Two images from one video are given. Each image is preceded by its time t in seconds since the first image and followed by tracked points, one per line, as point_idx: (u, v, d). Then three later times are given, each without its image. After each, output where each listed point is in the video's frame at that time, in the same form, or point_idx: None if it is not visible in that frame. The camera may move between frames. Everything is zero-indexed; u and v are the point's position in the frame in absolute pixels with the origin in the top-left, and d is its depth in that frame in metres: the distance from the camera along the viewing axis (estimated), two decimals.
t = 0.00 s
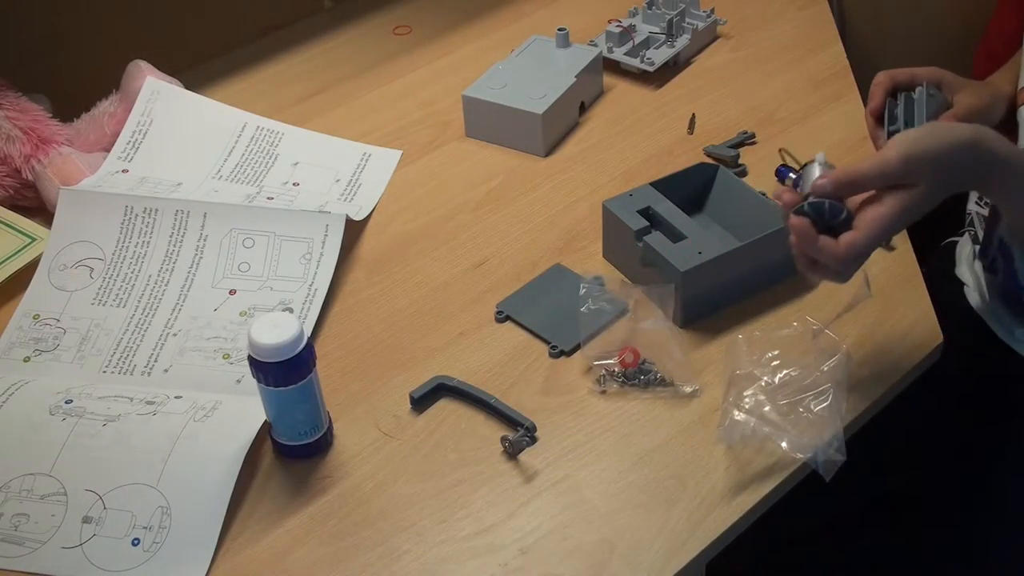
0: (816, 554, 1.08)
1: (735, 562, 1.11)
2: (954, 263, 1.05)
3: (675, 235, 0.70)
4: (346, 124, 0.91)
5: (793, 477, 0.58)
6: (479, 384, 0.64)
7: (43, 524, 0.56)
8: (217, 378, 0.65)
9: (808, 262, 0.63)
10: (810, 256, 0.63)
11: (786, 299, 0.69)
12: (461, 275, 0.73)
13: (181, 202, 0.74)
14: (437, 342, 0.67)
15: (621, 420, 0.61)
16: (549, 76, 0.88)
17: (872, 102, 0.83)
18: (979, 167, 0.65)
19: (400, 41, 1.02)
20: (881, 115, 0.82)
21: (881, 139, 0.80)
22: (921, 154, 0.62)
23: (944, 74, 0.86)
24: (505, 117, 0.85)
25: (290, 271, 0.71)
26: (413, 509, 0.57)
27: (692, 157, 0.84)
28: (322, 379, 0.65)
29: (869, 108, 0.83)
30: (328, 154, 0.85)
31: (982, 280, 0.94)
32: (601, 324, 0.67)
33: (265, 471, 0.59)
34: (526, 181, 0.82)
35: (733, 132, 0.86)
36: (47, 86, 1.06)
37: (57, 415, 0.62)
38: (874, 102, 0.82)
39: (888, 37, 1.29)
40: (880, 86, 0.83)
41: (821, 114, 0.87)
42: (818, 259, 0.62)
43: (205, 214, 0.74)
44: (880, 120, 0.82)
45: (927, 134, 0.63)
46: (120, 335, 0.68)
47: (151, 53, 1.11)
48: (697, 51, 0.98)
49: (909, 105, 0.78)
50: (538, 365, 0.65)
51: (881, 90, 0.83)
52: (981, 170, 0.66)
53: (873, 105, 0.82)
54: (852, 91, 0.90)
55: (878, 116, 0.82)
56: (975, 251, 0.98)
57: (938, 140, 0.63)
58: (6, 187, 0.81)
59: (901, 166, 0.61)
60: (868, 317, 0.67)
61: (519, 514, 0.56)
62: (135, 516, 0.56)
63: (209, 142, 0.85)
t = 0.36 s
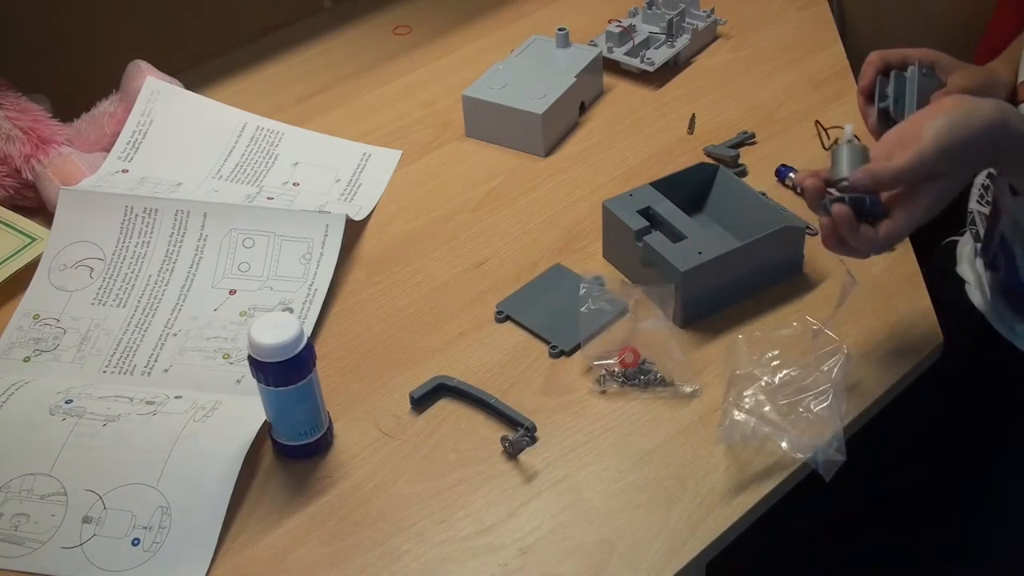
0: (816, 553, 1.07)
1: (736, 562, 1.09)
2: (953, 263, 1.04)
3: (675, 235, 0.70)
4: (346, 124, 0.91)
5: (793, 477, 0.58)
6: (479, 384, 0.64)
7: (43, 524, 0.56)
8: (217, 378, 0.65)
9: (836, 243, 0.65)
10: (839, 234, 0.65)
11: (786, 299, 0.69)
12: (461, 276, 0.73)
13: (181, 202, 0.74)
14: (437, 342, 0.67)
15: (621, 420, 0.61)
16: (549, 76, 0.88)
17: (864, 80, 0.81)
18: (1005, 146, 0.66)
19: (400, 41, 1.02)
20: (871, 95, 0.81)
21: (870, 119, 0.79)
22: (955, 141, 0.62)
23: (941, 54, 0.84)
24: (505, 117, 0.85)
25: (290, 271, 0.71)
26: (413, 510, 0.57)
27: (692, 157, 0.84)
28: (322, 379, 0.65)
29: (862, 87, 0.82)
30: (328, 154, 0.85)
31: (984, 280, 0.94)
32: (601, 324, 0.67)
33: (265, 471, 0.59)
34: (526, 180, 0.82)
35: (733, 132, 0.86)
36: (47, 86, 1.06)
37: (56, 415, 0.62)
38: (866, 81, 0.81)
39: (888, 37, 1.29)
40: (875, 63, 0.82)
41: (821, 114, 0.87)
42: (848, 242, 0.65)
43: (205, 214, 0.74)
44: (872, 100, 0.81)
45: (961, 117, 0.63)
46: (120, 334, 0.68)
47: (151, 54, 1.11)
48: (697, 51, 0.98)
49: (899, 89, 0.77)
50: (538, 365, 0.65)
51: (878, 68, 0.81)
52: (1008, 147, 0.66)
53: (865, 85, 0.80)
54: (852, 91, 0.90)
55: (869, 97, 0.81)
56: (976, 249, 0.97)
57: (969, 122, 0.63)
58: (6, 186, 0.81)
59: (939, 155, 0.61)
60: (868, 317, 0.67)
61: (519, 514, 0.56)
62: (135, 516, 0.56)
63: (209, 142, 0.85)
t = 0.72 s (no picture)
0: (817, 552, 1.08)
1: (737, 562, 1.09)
2: (954, 262, 1.03)
3: (675, 235, 0.70)
4: (346, 124, 0.91)
5: (793, 477, 0.58)
6: (479, 384, 0.64)
7: (43, 524, 0.56)
8: (217, 378, 0.65)
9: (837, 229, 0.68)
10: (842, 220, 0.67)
11: (786, 299, 0.69)
12: (460, 276, 0.73)
13: (181, 202, 0.74)
14: (437, 341, 0.67)
15: (621, 420, 0.61)
16: (550, 76, 0.88)
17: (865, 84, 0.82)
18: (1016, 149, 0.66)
19: (400, 41, 1.02)
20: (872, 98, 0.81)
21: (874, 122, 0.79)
22: (961, 145, 0.62)
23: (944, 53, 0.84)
24: (505, 118, 0.85)
25: (290, 271, 0.71)
26: (413, 510, 0.57)
27: (692, 157, 0.84)
28: (322, 380, 0.65)
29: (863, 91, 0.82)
30: (328, 154, 0.85)
31: (985, 278, 0.94)
32: (601, 324, 0.67)
33: (266, 471, 0.59)
34: (526, 180, 0.82)
35: (733, 132, 0.86)
36: (48, 86, 1.06)
37: (57, 415, 0.63)
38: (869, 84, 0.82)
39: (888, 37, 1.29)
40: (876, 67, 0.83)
41: (821, 114, 0.87)
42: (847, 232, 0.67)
43: (205, 214, 0.74)
44: (874, 103, 0.82)
45: (965, 122, 0.64)
46: (120, 334, 0.68)
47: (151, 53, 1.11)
48: (697, 51, 0.98)
49: (900, 89, 0.77)
50: (538, 365, 0.65)
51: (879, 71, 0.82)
52: (1017, 151, 0.67)
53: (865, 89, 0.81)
54: (852, 91, 0.90)
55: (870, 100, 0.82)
56: (978, 249, 0.96)
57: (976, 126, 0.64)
58: (6, 186, 0.81)
59: (943, 160, 0.62)
60: (869, 317, 0.67)
61: (519, 514, 0.56)
62: (135, 516, 0.56)
63: (209, 142, 0.85)
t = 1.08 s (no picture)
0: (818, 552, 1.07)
1: (737, 561, 1.09)
2: (954, 262, 1.03)
3: (675, 235, 0.70)
4: (346, 124, 0.91)
5: (793, 477, 0.58)
6: (479, 384, 0.64)
7: (43, 524, 0.56)
8: (217, 378, 0.65)
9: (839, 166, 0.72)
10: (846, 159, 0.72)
11: (785, 299, 0.69)
12: (460, 276, 0.73)
13: (181, 202, 0.74)
14: (437, 342, 0.67)
15: (621, 420, 0.61)
16: (550, 76, 0.88)
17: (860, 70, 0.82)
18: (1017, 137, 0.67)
19: (400, 42, 1.02)
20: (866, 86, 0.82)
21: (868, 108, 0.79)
22: (963, 134, 0.64)
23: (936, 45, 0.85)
24: (505, 118, 0.85)
25: (290, 271, 0.71)
26: (414, 510, 0.57)
27: (692, 157, 0.84)
28: (321, 379, 0.65)
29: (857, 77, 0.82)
30: (328, 154, 0.85)
31: (985, 276, 0.94)
32: (601, 324, 0.67)
33: (265, 471, 0.59)
34: (526, 181, 0.82)
35: (733, 132, 0.86)
36: (48, 87, 1.06)
37: (57, 415, 0.62)
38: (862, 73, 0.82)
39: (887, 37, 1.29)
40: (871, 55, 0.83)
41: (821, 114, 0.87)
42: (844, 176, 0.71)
43: (205, 214, 0.74)
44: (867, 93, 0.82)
45: (969, 110, 0.65)
46: (120, 334, 0.68)
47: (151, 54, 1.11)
48: (697, 51, 0.98)
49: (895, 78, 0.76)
50: (538, 365, 0.65)
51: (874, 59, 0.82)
52: (1018, 139, 0.68)
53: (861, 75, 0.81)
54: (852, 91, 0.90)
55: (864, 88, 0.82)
56: (978, 248, 0.96)
57: (976, 114, 0.65)
58: (6, 186, 0.81)
59: (943, 148, 0.64)
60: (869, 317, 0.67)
61: (519, 514, 0.56)
62: (135, 516, 0.56)
63: (209, 142, 0.85)
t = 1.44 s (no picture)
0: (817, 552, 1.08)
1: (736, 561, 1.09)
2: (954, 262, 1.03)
3: (675, 235, 0.70)
4: (345, 124, 0.91)
5: (793, 477, 0.58)
6: (479, 384, 0.64)
7: (43, 524, 0.56)
8: (217, 378, 0.65)
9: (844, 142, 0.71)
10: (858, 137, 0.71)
11: (785, 299, 0.69)
12: (460, 276, 0.73)
13: (181, 202, 0.74)
14: (437, 342, 0.67)
15: (621, 420, 0.61)
16: (550, 76, 0.88)
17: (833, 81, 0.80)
18: None
19: (400, 41, 1.02)
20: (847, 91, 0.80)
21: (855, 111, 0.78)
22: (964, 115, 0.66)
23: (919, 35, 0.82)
24: (505, 118, 0.85)
25: (290, 271, 0.71)
26: (414, 510, 0.57)
27: (692, 157, 0.84)
28: (321, 379, 0.65)
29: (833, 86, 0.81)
30: (328, 154, 0.85)
31: (985, 275, 0.94)
32: (601, 324, 0.67)
33: (266, 471, 0.59)
34: (526, 181, 0.82)
35: (733, 132, 0.86)
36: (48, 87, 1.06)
37: (57, 415, 0.62)
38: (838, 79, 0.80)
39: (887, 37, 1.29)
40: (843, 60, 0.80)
41: (821, 114, 0.87)
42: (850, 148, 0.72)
43: (205, 214, 0.74)
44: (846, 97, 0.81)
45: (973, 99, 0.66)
46: (120, 334, 0.68)
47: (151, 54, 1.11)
48: (697, 51, 0.98)
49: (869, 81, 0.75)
50: (538, 365, 0.65)
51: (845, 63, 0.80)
52: None
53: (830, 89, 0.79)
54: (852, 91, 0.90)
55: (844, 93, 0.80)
56: (978, 248, 0.96)
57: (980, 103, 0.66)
58: (6, 187, 0.81)
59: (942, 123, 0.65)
60: (869, 317, 0.67)
61: (519, 514, 0.56)
62: (135, 516, 0.56)
63: (209, 142, 0.85)
